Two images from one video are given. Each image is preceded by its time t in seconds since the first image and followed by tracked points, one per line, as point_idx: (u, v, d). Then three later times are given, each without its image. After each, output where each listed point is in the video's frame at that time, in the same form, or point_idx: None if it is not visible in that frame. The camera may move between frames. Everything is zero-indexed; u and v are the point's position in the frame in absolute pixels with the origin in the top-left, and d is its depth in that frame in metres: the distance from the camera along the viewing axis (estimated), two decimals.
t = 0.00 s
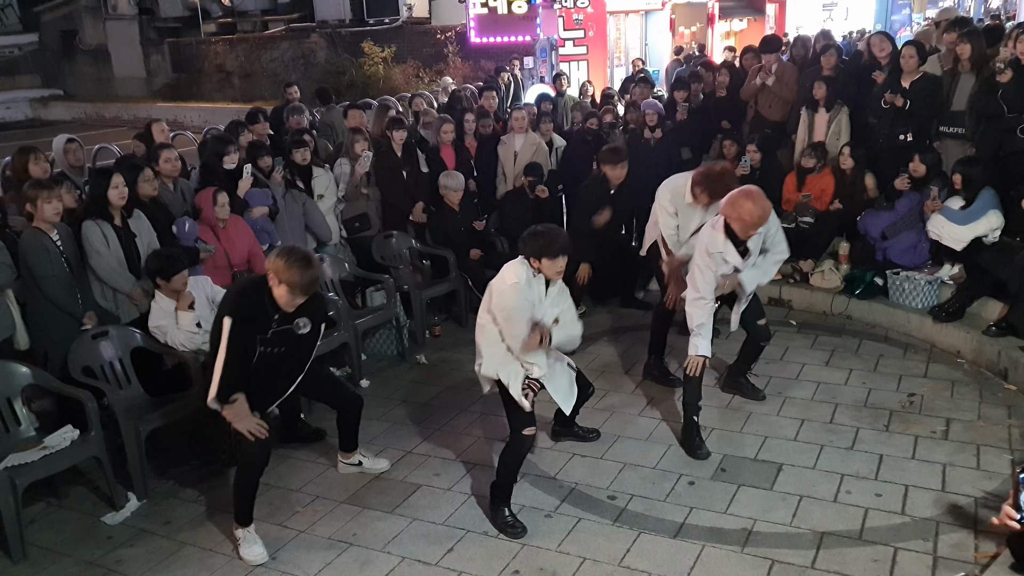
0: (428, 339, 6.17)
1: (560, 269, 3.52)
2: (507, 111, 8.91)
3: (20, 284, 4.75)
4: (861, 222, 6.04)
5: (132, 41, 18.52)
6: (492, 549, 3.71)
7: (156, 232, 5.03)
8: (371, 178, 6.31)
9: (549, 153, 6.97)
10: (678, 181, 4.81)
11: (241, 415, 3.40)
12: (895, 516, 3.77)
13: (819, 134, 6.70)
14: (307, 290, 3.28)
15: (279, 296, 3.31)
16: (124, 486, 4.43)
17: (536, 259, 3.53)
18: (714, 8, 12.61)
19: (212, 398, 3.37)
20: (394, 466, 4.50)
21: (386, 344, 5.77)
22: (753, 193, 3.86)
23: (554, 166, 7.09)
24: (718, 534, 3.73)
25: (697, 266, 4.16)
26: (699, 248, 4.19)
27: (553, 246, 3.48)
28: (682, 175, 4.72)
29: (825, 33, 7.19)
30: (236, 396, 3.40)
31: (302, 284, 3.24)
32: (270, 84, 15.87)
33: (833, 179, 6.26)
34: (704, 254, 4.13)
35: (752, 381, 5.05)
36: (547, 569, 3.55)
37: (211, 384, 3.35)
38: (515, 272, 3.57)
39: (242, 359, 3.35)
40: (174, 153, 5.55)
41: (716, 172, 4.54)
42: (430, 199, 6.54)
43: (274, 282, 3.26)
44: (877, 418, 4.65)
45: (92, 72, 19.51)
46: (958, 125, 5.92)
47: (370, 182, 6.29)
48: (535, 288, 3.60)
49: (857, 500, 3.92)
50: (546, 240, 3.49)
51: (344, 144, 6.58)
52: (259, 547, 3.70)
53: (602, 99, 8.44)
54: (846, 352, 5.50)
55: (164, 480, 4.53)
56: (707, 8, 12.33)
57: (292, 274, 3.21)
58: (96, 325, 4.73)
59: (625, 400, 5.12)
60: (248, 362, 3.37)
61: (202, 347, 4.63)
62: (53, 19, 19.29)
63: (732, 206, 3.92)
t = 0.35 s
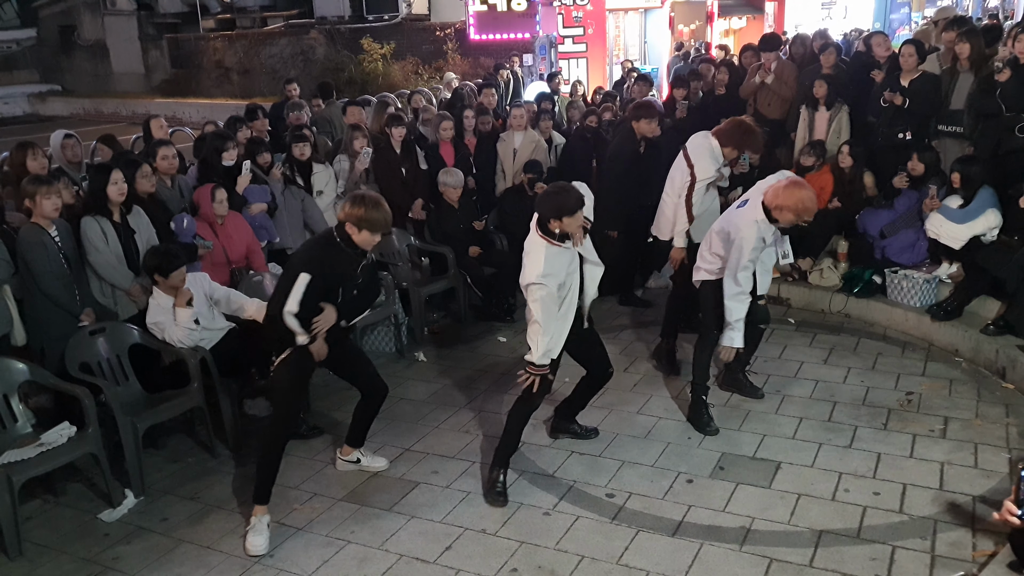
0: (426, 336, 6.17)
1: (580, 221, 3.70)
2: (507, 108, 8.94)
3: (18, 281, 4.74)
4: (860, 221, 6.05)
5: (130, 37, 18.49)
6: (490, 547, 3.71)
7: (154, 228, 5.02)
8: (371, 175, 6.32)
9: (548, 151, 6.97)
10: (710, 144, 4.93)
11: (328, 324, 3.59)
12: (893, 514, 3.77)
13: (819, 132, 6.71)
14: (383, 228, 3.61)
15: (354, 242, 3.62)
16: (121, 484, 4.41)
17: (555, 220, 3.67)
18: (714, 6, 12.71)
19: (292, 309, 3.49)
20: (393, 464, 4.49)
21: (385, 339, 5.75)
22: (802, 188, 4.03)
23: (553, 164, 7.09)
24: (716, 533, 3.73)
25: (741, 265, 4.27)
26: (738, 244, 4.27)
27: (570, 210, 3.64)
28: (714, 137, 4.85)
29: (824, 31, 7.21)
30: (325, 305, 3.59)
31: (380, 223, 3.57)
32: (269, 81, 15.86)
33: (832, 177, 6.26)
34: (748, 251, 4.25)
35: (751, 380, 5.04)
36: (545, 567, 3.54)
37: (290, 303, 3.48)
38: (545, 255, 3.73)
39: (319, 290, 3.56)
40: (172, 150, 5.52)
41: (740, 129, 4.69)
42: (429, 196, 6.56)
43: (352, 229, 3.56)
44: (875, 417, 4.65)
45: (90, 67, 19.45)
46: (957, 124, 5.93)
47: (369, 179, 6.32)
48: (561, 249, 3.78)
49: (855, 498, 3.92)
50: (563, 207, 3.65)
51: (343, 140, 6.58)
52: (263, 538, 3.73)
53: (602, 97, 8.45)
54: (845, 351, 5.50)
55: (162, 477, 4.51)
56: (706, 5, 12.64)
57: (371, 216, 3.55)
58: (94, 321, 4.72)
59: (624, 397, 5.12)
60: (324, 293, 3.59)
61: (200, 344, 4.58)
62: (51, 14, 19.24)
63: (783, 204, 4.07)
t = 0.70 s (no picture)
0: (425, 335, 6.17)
1: (582, 193, 3.96)
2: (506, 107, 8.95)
3: (14, 280, 4.73)
4: (858, 221, 6.08)
5: (128, 35, 18.46)
6: (488, 547, 3.71)
7: (151, 226, 5.01)
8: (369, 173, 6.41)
9: (546, 150, 6.96)
10: (717, 130, 5.26)
11: (388, 255, 3.76)
12: (891, 514, 3.77)
13: (820, 132, 6.72)
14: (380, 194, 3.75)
15: (353, 210, 3.76)
16: (118, 482, 4.40)
17: (556, 195, 3.93)
18: (713, 5, 12.74)
19: (322, 281, 3.69)
20: (390, 463, 4.48)
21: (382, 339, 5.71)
22: (812, 163, 4.22)
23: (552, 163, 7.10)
24: (713, 533, 3.72)
25: (772, 251, 4.36)
26: (762, 231, 4.37)
27: (572, 180, 3.90)
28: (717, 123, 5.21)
29: (823, 32, 7.22)
30: (360, 271, 3.80)
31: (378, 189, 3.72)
32: (267, 79, 15.84)
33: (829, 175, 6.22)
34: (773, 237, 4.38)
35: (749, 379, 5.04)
36: (543, 567, 3.54)
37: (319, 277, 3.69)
38: (543, 230, 3.94)
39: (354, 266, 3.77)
40: (170, 148, 5.50)
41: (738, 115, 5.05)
42: (427, 195, 6.57)
43: (349, 198, 3.71)
44: (873, 417, 4.65)
45: (88, 65, 19.42)
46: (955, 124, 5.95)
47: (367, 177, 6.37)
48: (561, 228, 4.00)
49: (853, 499, 3.92)
50: (564, 182, 3.90)
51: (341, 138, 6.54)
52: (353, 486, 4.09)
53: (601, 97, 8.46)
54: (842, 351, 5.50)
55: (159, 475, 4.50)
56: (705, 5, 12.62)
57: (366, 180, 3.68)
58: (90, 320, 4.70)
59: (622, 397, 5.12)
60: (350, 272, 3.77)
61: (197, 342, 4.57)
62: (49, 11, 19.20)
63: (801, 184, 4.21)
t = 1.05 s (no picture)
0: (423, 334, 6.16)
1: (579, 175, 4.08)
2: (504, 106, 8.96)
3: (12, 279, 4.72)
4: (855, 220, 6.09)
5: (126, 33, 18.47)
6: (487, 546, 3.70)
7: (149, 226, 5.00)
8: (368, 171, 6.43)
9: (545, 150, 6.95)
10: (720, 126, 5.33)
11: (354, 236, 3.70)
12: (890, 514, 3.77)
13: (820, 131, 6.74)
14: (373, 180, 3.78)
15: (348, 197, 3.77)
16: (116, 482, 4.39)
17: (555, 175, 4.06)
18: (712, 5, 12.74)
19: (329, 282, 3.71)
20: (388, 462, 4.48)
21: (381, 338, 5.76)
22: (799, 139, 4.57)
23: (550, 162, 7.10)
24: (712, 532, 3.72)
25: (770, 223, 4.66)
26: (760, 208, 4.63)
27: (569, 163, 4.03)
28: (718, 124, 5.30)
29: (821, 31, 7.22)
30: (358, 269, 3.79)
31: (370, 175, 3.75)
32: (266, 78, 15.84)
33: (828, 175, 6.26)
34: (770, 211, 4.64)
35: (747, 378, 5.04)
36: (541, 566, 3.53)
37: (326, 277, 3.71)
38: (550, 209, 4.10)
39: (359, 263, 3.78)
40: (168, 147, 5.49)
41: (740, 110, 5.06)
42: (426, 193, 6.58)
43: (339, 186, 3.74)
44: (872, 416, 4.64)
45: (86, 64, 19.42)
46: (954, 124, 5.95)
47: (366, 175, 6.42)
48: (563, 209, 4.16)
49: (851, 498, 3.92)
50: (561, 164, 4.04)
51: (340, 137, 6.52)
52: (406, 482, 4.12)
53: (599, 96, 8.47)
54: (841, 350, 5.50)
55: (157, 475, 4.50)
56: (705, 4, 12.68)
57: (358, 165, 3.70)
58: (88, 319, 4.69)
59: (620, 396, 5.11)
60: (357, 269, 3.76)
61: (195, 341, 4.56)
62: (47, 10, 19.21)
63: (792, 159, 4.55)
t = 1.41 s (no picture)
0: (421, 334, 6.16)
1: (581, 168, 4.06)
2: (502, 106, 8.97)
3: (9, 279, 4.72)
4: (855, 219, 6.05)
5: (125, 32, 18.45)
6: (485, 546, 3.70)
7: (147, 225, 5.00)
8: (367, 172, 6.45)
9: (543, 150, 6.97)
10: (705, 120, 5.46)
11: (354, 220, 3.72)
12: (888, 513, 3.77)
13: (819, 131, 6.74)
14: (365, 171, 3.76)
15: (338, 187, 3.75)
16: (113, 482, 4.38)
17: (557, 165, 4.04)
18: (709, 5, 12.77)
19: (284, 253, 3.64)
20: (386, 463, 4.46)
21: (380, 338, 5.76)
22: (771, 104, 4.50)
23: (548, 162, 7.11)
24: (710, 531, 3.72)
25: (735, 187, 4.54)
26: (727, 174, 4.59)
27: (570, 155, 4.03)
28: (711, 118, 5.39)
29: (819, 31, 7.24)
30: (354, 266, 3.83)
31: (361, 166, 3.74)
32: (264, 77, 15.84)
33: (827, 175, 6.28)
34: (737, 178, 4.55)
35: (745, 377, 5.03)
36: (539, 566, 3.53)
37: (283, 248, 3.64)
38: (548, 202, 4.04)
39: (345, 251, 3.79)
40: (166, 146, 5.50)
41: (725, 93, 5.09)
42: (424, 193, 6.59)
43: (330, 176, 3.71)
44: (869, 416, 4.65)
45: (84, 63, 19.42)
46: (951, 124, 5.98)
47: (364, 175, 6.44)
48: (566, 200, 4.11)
49: (849, 497, 3.92)
50: (561, 156, 4.03)
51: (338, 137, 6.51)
52: (404, 480, 4.12)
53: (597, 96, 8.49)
54: (839, 350, 5.50)
55: (154, 475, 4.48)
56: (702, 4, 12.67)
57: (352, 157, 3.69)
58: (85, 318, 4.68)
59: (618, 395, 5.12)
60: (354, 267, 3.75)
61: (192, 341, 4.56)
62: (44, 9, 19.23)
63: (765, 124, 4.49)
